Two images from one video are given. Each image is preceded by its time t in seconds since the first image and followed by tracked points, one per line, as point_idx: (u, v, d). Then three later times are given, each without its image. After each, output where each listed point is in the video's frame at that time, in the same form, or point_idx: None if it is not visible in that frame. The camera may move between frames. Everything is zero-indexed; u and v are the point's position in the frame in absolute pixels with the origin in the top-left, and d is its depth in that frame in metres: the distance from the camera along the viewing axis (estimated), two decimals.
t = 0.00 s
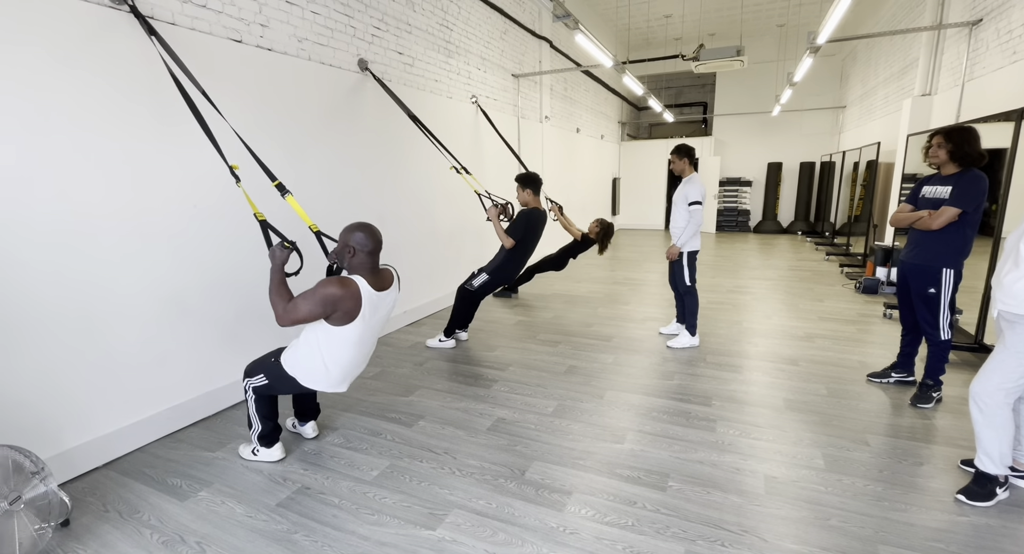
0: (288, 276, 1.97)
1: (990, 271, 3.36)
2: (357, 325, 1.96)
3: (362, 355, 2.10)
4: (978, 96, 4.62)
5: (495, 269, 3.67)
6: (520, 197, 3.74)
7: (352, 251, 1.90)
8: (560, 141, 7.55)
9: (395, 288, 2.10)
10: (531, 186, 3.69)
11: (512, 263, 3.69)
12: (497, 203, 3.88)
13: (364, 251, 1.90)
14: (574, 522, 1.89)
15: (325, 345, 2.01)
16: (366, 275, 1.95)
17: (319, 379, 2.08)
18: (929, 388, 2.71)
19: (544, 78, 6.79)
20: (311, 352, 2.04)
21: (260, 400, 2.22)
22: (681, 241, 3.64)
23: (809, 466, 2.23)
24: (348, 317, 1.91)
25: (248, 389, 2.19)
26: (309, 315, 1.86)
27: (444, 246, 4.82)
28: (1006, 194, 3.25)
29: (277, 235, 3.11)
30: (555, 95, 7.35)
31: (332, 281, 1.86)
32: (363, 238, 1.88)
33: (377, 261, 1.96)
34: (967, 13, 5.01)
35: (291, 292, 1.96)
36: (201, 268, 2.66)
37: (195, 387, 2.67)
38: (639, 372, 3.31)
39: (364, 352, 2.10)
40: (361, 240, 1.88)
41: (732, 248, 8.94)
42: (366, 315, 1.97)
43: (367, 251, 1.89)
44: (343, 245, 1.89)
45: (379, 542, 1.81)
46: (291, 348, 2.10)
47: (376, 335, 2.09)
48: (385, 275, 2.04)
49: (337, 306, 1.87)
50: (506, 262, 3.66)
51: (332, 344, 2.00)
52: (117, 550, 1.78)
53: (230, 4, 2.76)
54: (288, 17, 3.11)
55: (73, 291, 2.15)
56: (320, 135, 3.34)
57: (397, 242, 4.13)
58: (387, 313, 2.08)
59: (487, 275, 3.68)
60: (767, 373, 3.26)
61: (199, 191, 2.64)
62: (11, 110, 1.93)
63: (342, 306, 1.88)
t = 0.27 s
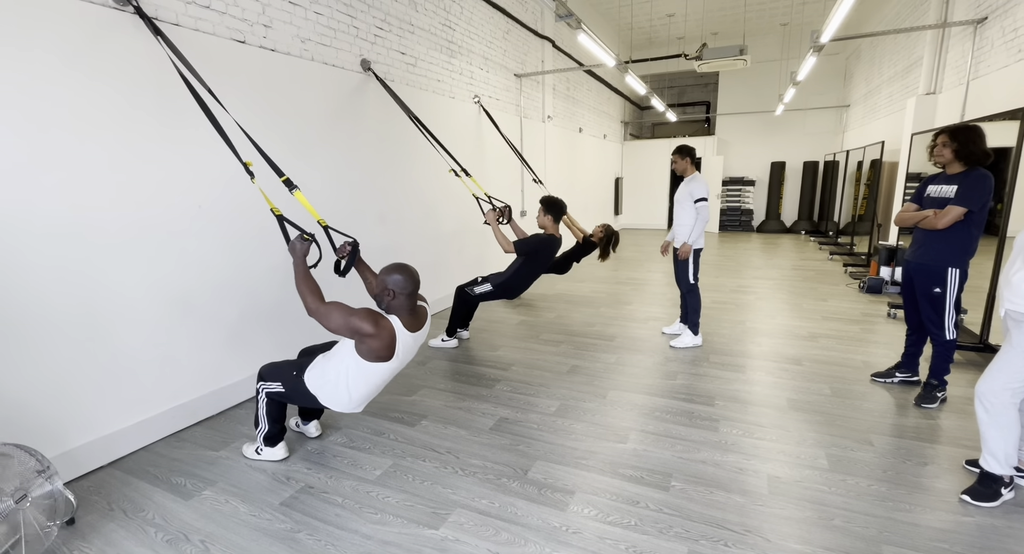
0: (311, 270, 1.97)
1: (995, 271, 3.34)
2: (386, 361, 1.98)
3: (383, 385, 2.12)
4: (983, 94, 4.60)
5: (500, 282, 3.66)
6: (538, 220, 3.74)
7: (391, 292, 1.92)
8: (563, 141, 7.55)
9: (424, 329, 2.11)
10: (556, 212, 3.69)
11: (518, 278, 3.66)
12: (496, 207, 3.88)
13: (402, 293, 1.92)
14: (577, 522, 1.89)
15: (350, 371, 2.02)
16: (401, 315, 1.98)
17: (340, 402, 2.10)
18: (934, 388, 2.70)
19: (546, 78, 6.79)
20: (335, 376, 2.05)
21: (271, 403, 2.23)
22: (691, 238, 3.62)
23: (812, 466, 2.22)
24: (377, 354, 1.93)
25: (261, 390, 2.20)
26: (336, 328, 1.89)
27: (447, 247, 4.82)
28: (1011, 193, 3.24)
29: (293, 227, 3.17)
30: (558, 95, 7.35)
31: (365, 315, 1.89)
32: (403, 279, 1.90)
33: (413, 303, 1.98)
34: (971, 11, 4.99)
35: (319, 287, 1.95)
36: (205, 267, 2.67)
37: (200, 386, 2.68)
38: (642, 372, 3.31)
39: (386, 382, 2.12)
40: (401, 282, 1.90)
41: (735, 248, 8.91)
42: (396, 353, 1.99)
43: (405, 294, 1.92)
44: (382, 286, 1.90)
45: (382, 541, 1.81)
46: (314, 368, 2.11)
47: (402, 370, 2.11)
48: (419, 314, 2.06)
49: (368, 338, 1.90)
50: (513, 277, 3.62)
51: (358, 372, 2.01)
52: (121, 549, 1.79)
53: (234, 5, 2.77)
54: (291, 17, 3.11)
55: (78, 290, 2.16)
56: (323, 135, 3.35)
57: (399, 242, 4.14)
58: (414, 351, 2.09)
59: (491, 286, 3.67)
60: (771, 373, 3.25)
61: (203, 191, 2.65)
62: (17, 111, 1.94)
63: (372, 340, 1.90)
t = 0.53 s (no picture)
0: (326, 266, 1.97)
1: (1002, 270, 3.32)
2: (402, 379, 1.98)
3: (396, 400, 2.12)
4: (989, 93, 4.57)
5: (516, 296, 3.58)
6: (561, 238, 3.60)
7: (414, 315, 1.91)
8: (566, 141, 7.54)
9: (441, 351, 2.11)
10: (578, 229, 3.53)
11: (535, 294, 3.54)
12: (502, 202, 3.89)
13: (424, 317, 1.91)
14: (580, 522, 1.89)
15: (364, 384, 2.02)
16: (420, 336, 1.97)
17: (351, 413, 2.09)
18: (939, 388, 2.69)
19: (549, 78, 6.79)
20: (350, 387, 2.04)
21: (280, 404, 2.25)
22: (706, 236, 3.63)
23: (817, 466, 2.21)
24: (388, 371, 1.93)
25: (272, 388, 2.22)
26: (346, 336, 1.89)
27: (450, 246, 4.82)
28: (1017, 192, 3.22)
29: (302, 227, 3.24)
30: (561, 94, 7.34)
31: (381, 331, 1.88)
32: (427, 303, 1.89)
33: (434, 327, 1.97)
34: (977, 9, 4.96)
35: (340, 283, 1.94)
36: (210, 267, 2.68)
37: (204, 386, 2.70)
38: (645, 372, 3.30)
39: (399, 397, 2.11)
40: (425, 306, 1.89)
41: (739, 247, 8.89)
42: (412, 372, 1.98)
43: (428, 319, 1.91)
44: (407, 308, 1.90)
45: (385, 540, 1.81)
46: (331, 375, 2.10)
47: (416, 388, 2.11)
48: (439, 338, 2.05)
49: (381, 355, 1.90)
50: (529, 292, 3.51)
51: (373, 386, 2.01)
52: (127, 547, 1.80)
53: (238, 6, 2.79)
54: (294, 17, 3.12)
55: (84, 291, 2.17)
56: (326, 135, 3.35)
57: (403, 242, 4.14)
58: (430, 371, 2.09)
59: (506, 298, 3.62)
60: (774, 372, 3.24)
61: (208, 191, 2.66)
62: (22, 111, 1.96)
63: (386, 357, 1.90)
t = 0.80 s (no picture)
0: (327, 267, 1.98)
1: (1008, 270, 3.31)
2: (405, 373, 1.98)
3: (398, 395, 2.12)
4: (995, 91, 4.54)
5: (523, 297, 3.56)
6: (567, 237, 3.57)
7: (418, 309, 1.92)
8: (569, 141, 7.53)
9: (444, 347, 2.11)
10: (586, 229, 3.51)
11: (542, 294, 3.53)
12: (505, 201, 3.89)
13: (428, 311, 1.92)
14: (584, 521, 1.89)
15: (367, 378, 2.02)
16: (424, 332, 1.98)
17: (353, 406, 2.09)
18: (944, 388, 2.68)
19: (552, 78, 6.79)
20: (353, 380, 2.05)
21: (283, 403, 2.25)
22: (725, 237, 3.63)
23: (821, 466, 2.21)
24: (393, 366, 1.93)
25: (275, 390, 2.23)
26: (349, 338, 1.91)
27: (453, 246, 4.83)
28: None
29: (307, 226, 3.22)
30: (564, 94, 7.34)
31: (384, 326, 1.89)
32: (432, 297, 1.90)
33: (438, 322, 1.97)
34: (983, 7, 4.93)
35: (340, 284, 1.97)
36: (214, 267, 2.70)
37: (209, 385, 2.71)
38: (648, 372, 3.30)
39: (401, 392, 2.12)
40: (428, 299, 1.90)
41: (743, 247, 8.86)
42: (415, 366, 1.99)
43: (432, 312, 1.92)
44: (411, 302, 1.91)
45: (389, 539, 1.82)
46: (333, 372, 2.12)
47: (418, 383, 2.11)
48: (443, 334, 2.05)
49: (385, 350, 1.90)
50: (535, 293, 3.50)
51: (376, 380, 2.01)
52: (134, 545, 1.81)
53: (242, 7, 2.80)
54: (298, 18, 3.13)
55: (88, 290, 2.19)
56: (330, 135, 3.36)
57: (406, 242, 4.15)
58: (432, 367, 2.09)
59: (513, 300, 3.60)
60: (779, 372, 3.23)
61: (212, 191, 2.67)
62: (29, 113, 1.98)
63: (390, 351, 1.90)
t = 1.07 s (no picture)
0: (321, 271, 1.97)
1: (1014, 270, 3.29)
2: (395, 339, 2.01)
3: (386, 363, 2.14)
4: (1001, 90, 4.52)
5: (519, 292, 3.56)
6: (573, 237, 3.60)
7: (405, 273, 1.96)
8: (572, 141, 7.53)
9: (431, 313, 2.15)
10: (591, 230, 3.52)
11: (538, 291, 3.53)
12: (508, 202, 3.89)
13: (416, 274, 1.96)
14: (587, 521, 1.89)
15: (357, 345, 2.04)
16: (412, 296, 2.01)
17: (344, 378, 2.10)
18: (950, 388, 2.66)
19: (555, 78, 6.79)
20: (343, 349, 2.06)
21: (282, 400, 2.26)
22: (734, 240, 3.61)
23: (825, 467, 2.20)
24: (385, 334, 1.96)
25: (270, 387, 2.22)
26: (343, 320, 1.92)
27: (456, 247, 4.83)
28: None
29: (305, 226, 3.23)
30: (567, 94, 7.34)
31: (372, 298, 1.92)
32: (419, 260, 1.94)
33: (424, 285, 2.01)
34: (988, 6, 4.90)
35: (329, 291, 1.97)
36: (220, 266, 2.71)
37: (214, 384, 2.72)
38: (652, 372, 3.29)
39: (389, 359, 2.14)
40: (414, 262, 1.94)
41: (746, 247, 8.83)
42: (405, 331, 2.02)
43: (420, 274, 1.96)
44: (398, 266, 1.95)
45: (393, 538, 1.82)
46: (321, 349, 2.13)
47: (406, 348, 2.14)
48: (430, 299, 2.09)
49: (377, 321, 1.93)
50: (532, 289, 3.49)
51: (365, 347, 2.03)
52: (139, 544, 1.82)
53: (246, 9, 2.81)
54: (302, 19, 3.15)
55: (93, 290, 2.20)
56: (334, 135, 3.38)
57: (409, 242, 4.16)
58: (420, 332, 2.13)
59: (509, 294, 3.61)
60: (783, 373, 3.22)
61: (217, 191, 2.69)
62: (36, 114, 1.99)
63: (382, 321, 1.93)
